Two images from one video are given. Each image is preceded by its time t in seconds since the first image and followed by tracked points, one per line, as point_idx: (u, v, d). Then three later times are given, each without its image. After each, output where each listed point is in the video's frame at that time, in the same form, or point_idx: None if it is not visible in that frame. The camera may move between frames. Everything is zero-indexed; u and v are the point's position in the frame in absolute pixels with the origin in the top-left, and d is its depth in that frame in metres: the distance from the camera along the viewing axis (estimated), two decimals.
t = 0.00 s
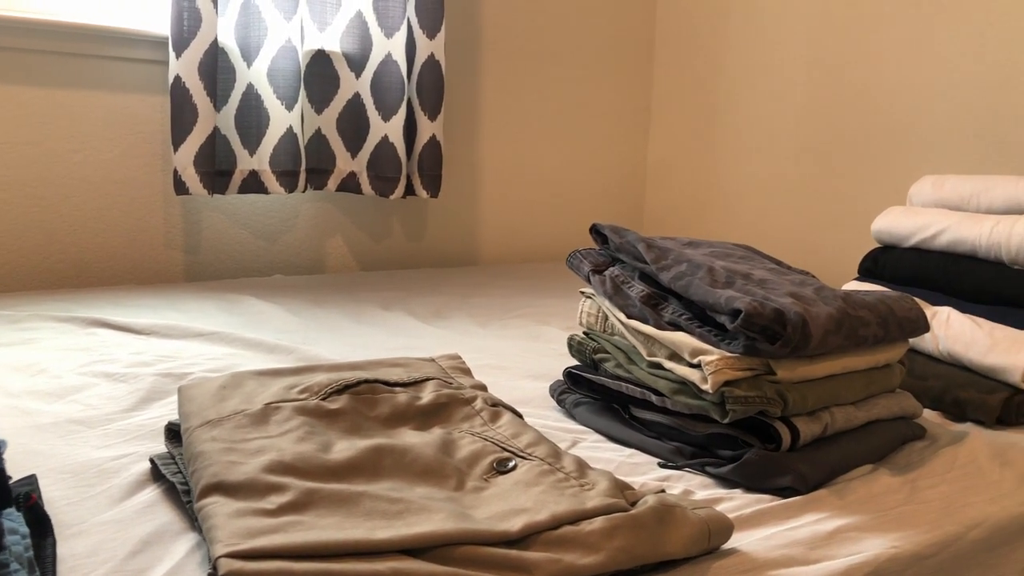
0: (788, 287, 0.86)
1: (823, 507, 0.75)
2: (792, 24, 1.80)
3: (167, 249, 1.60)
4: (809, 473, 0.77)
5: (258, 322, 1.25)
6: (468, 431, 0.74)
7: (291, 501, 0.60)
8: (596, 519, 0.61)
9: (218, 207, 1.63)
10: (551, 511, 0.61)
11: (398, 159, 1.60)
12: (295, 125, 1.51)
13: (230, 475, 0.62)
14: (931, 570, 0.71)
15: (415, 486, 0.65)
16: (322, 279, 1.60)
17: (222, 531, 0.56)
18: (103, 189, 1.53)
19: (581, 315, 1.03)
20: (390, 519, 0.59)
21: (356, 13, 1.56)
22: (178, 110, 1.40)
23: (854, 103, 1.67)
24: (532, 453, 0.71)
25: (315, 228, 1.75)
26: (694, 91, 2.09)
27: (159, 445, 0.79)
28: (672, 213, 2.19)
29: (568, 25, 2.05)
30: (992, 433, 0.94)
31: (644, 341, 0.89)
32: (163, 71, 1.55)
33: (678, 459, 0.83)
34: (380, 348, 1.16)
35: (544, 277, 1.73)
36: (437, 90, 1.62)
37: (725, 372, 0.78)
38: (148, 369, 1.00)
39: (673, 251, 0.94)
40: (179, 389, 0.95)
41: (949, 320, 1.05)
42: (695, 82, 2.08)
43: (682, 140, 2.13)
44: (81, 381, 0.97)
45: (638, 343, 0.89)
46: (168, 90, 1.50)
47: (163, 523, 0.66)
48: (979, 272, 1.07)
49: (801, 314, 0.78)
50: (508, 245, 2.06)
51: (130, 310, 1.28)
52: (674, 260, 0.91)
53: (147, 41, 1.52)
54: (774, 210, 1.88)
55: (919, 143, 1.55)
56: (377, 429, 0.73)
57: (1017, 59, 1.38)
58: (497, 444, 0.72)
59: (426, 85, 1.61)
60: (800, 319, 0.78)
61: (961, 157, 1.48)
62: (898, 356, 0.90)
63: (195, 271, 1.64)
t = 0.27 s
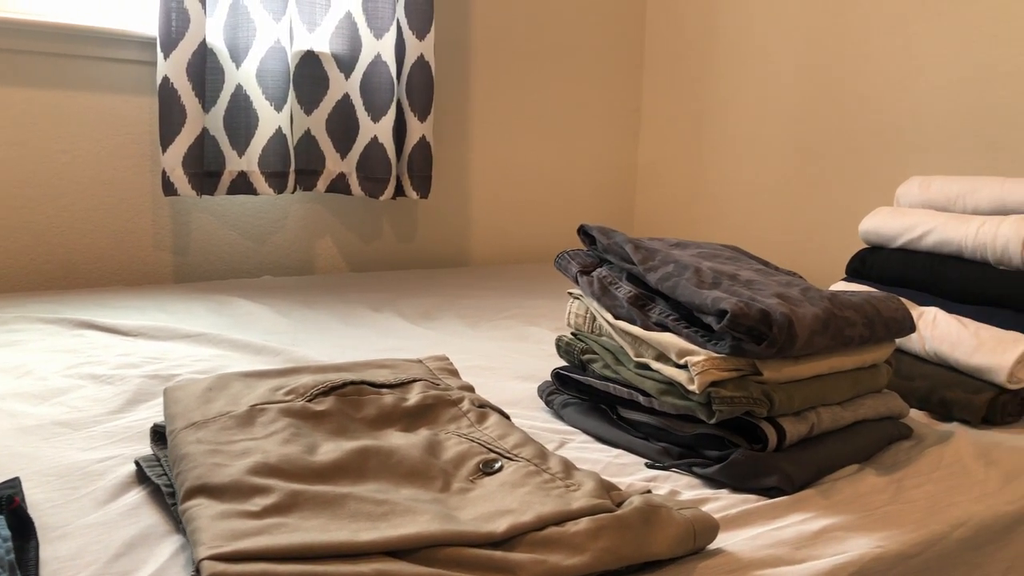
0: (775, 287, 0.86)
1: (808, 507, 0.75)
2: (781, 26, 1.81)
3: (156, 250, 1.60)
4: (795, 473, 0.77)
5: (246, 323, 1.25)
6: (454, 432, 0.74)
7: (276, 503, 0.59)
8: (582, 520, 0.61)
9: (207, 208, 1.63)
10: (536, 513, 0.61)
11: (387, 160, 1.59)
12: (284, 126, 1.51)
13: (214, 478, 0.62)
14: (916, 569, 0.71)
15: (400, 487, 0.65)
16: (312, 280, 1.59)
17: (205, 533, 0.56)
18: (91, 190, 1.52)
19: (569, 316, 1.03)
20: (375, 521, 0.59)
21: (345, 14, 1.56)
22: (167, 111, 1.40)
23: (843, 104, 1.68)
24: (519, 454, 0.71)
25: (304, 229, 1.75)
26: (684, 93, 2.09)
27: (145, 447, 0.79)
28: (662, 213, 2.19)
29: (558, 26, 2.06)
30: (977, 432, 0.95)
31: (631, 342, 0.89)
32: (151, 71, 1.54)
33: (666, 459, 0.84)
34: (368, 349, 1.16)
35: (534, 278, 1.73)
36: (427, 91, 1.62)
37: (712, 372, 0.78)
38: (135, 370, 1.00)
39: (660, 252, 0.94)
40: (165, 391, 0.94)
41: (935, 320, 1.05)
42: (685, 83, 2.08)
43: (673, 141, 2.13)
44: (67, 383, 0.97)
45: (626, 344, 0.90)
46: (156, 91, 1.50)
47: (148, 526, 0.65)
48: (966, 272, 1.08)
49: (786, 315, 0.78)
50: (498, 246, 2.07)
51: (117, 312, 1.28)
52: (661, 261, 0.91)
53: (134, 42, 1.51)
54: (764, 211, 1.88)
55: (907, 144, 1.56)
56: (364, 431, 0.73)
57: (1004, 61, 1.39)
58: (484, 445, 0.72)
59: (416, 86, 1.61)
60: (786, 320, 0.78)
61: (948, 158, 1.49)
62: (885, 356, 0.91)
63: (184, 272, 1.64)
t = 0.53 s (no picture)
0: (758, 288, 0.87)
1: (791, 507, 0.75)
2: (767, 27, 1.81)
3: (141, 251, 1.59)
4: (779, 473, 0.77)
5: (231, 325, 1.25)
6: (438, 434, 0.74)
7: (256, 506, 0.59)
8: (564, 521, 0.61)
9: (193, 208, 1.62)
10: (518, 514, 0.61)
11: (374, 161, 1.59)
12: (270, 126, 1.50)
13: (195, 480, 0.61)
14: (898, 568, 0.72)
15: (382, 489, 0.65)
16: (297, 281, 1.59)
17: (185, 536, 0.55)
18: (75, 191, 1.51)
19: (554, 316, 1.04)
20: (356, 523, 0.59)
21: (331, 14, 1.56)
22: (151, 111, 1.39)
23: (829, 105, 1.69)
24: (502, 455, 0.70)
25: (291, 230, 1.74)
26: (670, 93, 2.10)
27: (127, 450, 0.79)
28: (649, 214, 2.20)
29: (545, 27, 2.06)
30: (960, 431, 0.95)
31: (616, 342, 0.89)
32: (135, 71, 1.53)
33: (650, 459, 0.84)
34: (354, 350, 1.15)
35: (521, 279, 1.73)
36: (413, 92, 1.61)
37: (695, 372, 0.78)
38: (118, 372, 0.99)
39: (645, 252, 0.94)
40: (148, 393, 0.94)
41: (919, 319, 1.06)
42: (672, 84, 2.09)
43: (659, 141, 2.14)
44: (49, 385, 0.96)
45: (611, 345, 0.90)
46: (141, 91, 1.49)
47: (129, 528, 0.65)
48: (949, 272, 1.08)
49: (770, 315, 0.79)
50: (486, 247, 2.06)
51: (101, 313, 1.27)
52: (645, 261, 0.92)
53: (118, 41, 1.50)
54: (750, 211, 1.89)
55: (892, 145, 1.57)
56: (346, 432, 0.73)
57: (986, 62, 1.40)
58: (467, 446, 0.72)
59: (403, 86, 1.60)
60: (769, 320, 0.78)
61: (932, 159, 1.50)
62: (868, 356, 0.91)
63: (169, 273, 1.63)
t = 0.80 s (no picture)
0: (743, 289, 0.87)
1: (775, 507, 0.76)
2: (754, 28, 1.82)
3: (126, 253, 1.58)
4: (763, 474, 0.77)
5: (217, 327, 1.24)
6: (422, 435, 0.74)
7: (238, 508, 0.59)
8: (548, 522, 0.61)
9: (178, 210, 1.62)
10: (502, 515, 0.61)
11: (361, 162, 1.59)
12: (256, 127, 1.50)
13: (176, 483, 0.61)
14: (882, 567, 0.72)
15: (365, 491, 0.64)
16: (284, 282, 1.58)
17: (165, 539, 0.55)
18: (59, 193, 1.50)
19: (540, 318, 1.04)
20: (339, 526, 0.59)
21: (317, 14, 1.55)
22: (135, 112, 1.38)
23: (815, 106, 1.69)
24: (486, 456, 0.70)
25: (277, 231, 1.74)
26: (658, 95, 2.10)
27: (109, 453, 0.78)
28: (637, 214, 2.20)
29: (533, 28, 2.06)
30: (943, 431, 0.96)
31: (601, 343, 0.89)
32: (120, 72, 1.52)
33: (635, 460, 0.84)
34: (340, 351, 1.15)
35: (509, 280, 1.73)
36: (400, 93, 1.61)
37: (680, 373, 0.78)
38: (101, 375, 0.99)
39: (630, 253, 0.94)
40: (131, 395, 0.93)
41: (903, 320, 1.06)
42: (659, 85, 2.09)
43: (647, 142, 2.14)
44: (31, 388, 0.95)
45: (596, 346, 0.90)
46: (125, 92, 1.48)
47: (110, 532, 0.64)
48: (933, 272, 1.09)
49: (753, 316, 0.79)
50: (474, 248, 2.06)
51: (86, 315, 1.26)
52: (631, 262, 0.92)
53: (102, 42, 1.49)
54: (738, 212, 1.89)
55: (878, 146, 1.58)
56: (330, 434, 0.72)
57: (971, 64, 1.41)
58: (451, 448, 0.72)
59: (390, 87, 1.60)
60: (753, 321, 0.78)
61: (918, 160, 1.51)
62: (852, 356, 0.92)
63: (155, 274, 1.62)
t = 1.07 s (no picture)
0: (732, 288, 0.87)
1: (765, 506, 0.76)
2: (744, 29, 1.82)
3: (116, 254, 1.57)
4: (752, 473, 0.78)
5: (208, 328, 1.24)
6: (411, 436, 0.74)
7: (226, 510, 0.59)
8: (536, 523, 0.61)
9: (169, 210, 1.61)
10: (490, 516, 0.61)
11: (351, 162, 1.58)
12: (246, 128, 1.49)
13: (163, 485, 0.61)
14: (871, 566, 0.72)
15: (354, 493, 0.64)
16: (275, 283, 1.58)
17: (152, 542, 0.55)
18: (48, 194, 1.49)
19: (530, 318, 1.04)
20: (327, 527, 0.59)
21: (307, 15, 1.55)
22: (125, 112, 1.37)
23: (805, 106, 1.70)
24: (475, 457, 0.70)
25: (268, 231, 1.74)
26: (649, 95, 2.10)
27: (96, 455, 0.78)
28: (629, 215, 2.20)
29: (524, 28, 2.06)
30: (932, 430, 0.96)
31: (591, 343, 0.89)
32: (109, 72, 1.52)
33: (625, 460, 0.84)
34: (330, 352, 1.15)
35: (500, 280, 1.73)
36: (391, 93, 1.61)
37: (669, 373, 0.78)
38: (89, 376, 0.98)
39: (620, 253, 0.94)
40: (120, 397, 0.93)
41: (893, 319, 1.06)
42: (650, 85, 2.10)
43: (639, 142, 2.14)
44: (19, 390, 0.95)
45: (586, 346, 0.90)
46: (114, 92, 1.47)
47: (97, 535, 0.64)
48: (923, 272, 1.09)
49: (743, 316, 0.79)
50: (465, 248, 2.06)
51: (75, 317, 1.25)
52: (620, 262, 0.92)
53: (91, 42, 1.48)
54: (729, 212, 1.90)
55: (868, 146, 1.58)
56: (318, 436, 0.72)
57: (959, 64, 1.42)
58: (440, 449, 0.72)
59: (380, 87, 1.60)
60: (742, 320, 0.78)
61: (907, 160, 1.51)
62: (842, 355, 0.92)
63: (145, 275, 1.61)
